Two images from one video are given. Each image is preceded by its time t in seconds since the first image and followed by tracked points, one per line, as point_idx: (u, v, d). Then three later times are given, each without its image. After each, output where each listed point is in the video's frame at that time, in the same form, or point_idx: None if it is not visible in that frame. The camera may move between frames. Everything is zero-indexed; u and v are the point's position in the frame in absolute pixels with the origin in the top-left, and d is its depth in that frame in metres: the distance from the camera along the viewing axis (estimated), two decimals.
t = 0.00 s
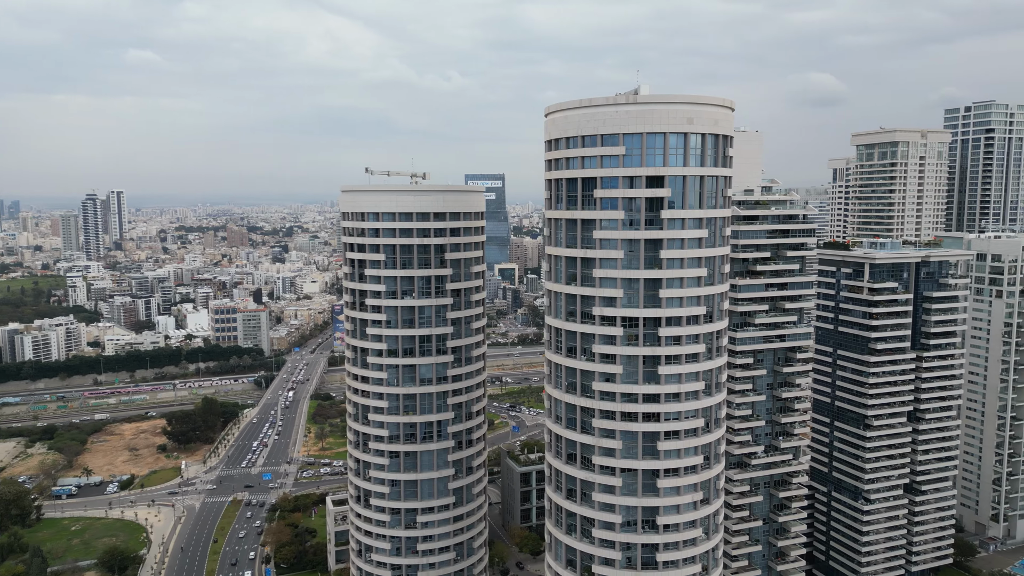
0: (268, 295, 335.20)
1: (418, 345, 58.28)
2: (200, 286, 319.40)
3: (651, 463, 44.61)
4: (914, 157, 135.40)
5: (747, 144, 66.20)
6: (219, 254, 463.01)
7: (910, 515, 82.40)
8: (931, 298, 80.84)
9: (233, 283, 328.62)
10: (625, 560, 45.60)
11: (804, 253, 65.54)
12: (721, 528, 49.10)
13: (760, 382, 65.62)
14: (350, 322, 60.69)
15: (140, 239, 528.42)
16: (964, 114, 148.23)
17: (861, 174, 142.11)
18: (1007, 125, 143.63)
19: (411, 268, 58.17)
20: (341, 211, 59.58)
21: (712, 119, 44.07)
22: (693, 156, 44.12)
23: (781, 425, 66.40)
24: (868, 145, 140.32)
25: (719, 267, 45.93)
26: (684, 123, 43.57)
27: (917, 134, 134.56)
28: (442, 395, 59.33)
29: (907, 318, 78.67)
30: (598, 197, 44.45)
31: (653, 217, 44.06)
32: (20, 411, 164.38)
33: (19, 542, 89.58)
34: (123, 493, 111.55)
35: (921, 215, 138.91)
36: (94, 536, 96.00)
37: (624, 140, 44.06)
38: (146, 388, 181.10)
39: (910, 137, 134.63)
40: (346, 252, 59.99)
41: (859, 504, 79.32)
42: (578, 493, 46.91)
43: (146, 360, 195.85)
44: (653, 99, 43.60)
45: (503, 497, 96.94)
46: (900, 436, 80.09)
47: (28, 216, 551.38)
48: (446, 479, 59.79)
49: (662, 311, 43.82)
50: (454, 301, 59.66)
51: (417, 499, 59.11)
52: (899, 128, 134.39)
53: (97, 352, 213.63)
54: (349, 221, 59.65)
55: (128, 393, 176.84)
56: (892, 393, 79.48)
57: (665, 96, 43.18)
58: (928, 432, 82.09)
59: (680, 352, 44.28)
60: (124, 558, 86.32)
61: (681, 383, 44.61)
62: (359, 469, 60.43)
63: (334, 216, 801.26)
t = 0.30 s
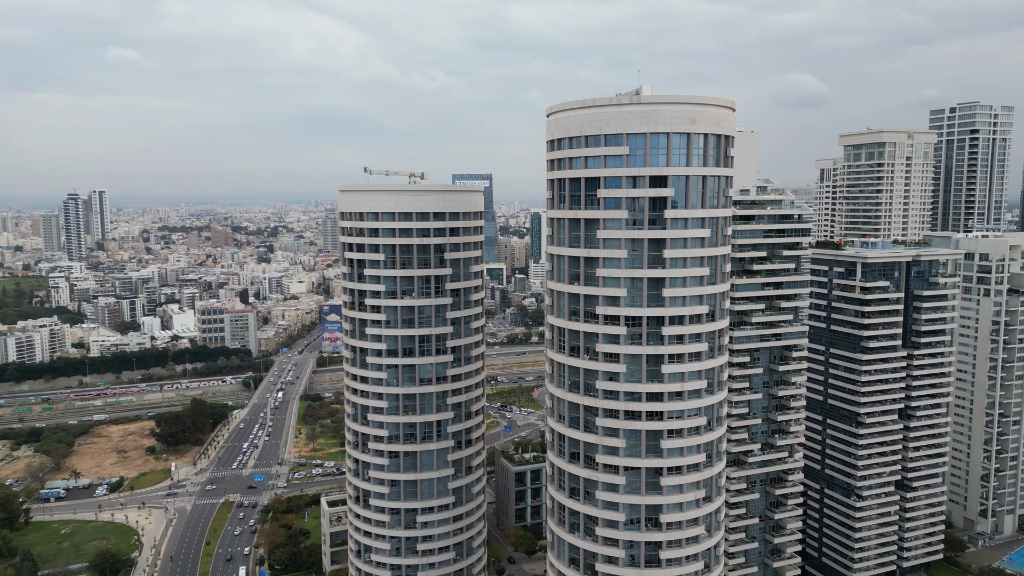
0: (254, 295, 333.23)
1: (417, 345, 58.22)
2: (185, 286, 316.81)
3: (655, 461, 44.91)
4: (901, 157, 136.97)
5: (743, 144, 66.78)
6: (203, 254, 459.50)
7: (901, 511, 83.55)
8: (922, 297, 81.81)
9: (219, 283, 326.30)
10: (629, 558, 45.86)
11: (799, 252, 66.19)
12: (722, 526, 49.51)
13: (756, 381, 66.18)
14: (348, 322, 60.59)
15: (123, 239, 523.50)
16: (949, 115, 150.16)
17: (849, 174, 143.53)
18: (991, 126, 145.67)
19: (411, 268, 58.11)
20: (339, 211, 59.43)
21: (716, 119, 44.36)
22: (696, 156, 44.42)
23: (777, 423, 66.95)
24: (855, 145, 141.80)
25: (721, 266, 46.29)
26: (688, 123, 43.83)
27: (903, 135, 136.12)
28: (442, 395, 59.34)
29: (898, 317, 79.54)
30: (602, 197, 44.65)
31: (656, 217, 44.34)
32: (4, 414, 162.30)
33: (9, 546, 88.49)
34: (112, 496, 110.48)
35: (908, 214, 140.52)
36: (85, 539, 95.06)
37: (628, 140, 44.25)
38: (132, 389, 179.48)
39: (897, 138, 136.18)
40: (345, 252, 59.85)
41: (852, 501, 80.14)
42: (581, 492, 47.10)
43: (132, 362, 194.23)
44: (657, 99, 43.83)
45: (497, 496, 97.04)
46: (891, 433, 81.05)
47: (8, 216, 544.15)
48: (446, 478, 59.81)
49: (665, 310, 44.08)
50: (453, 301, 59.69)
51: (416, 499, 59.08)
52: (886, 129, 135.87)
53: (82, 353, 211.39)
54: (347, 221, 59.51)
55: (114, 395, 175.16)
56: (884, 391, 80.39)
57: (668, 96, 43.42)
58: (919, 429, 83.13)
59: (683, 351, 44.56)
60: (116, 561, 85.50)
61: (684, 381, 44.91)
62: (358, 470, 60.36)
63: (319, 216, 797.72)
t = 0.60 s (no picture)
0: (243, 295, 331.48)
1: (420, 345, 58.20)
2: (174, 286, 314.68)
3: (661, 460, 45.12)
4: (892, 157, 138.16)
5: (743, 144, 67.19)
6: (191, 254, 456.40)
7: (896, 508, 84.42)
8: (916, 296, 82.62)
9: (209, 283, 324.12)
10: (635, 557, 46.04)
11: (797, 251, 66.74)
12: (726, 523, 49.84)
13: (756, 379, 66.55)
14: (350, 322, 60.48)
15: (110, 239, 519.18)
16: (938, 116, 151.64)
17: (840, 174, 144.60)
18: (980, 127, 147.17)
19: (414, 267, 58.01)
20: (340, 211, 59.26)
21: (722, 119, 44.63)
22: (702, 157, 44.70)
23: (776, 421, 67.32)
24: (847, 146, 142.91)
25: (726, 266, 46.60)
26: (694, 124, 44.07)
27: (894, 136, 137.34)
28: (445, 394, 59.36)
29: (893, 316, 80.20)
30: (608, 197, 44.88)
31: (662, 216, 44.60)
32: None
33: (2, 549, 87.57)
34: (105, 498, 109.57)
35: (899, 214, 141.78)
36: (78, 541, 94.29)
37: (634, 140, 44.47)
38: (122, 391, 178.04)
39: (888, 139, 137.38)
40: (347, 252, 59.70)
41: (848, 499, 80.77)
42: (587, 490, 47.29)
43: (122, 363, 192.49)
44: (664, 100, 44.04)
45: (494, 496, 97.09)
46: (887, 431, 81.78)
47: None
48: (448, 478, 59.79)
49: (671, 309, 44.32)
50: (456, 301, 59.71)
51: (418, 499, 59.07)
52: (877, 130, 137.01)
53: (70, 354, 209.43)
54: (349, 221, 59.34)
55: (104, 396, 173.67)
56: (879, 389, 81.07)
57: (675, 96, 43.65)
58: (913, 427, 83.98)
59: (689, 349, 44.82)
60: (111, 563, 84.85)
61: (690, 380, 45.20)
62: (360, 470, 60.27)
63: (308, 216, 794.64)
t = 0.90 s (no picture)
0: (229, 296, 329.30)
1: (420, 345, 58.15)
2: (159, 287, 311.93)
3: (664, 458, 45.41)
4: (879, 158, 139.58)
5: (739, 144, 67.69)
6: (175, 255, 452.49)
7: (888, 505, 85.39)
8: (908, 295, 83.51)
9: (194, 283, 321.33)
10: (638, 555, 46.34)
11: (793, 250, 67.36)
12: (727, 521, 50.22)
13: (752, 378, 66.98)
14: (349, 322, 60.31)
15: (93, 240, 513.82)
16: (924, 117, 153.41)
17: (828, 174, 145.90)
18: (965, 128, 149.04)
19: (414, 267, 57.96)
20: (340, 211, 59.06)
21: (724, 120, 44.98)
22: (705, 157, 45.02)
23: (772, 420, 67.80)
24: (835, 147, 144.23)
25: (727, 266, 46.94)
26: (697, 124, 44.37)
27: (881, 136, 138.85)
28: (445, 394, 59.34)
29: (885, 314, 80.94)
30: (612, 197, 45.07)
31: (666, 216, 44.85)
32: None
33: None
34: (95, 501, 108.44)
35: (886, 214, 143.22)
36: (68, 545, 93.26)
37: (638, 140, 44.72)
38: (109, 392, 176.27)
39: (876, 139, 138.86)
40: (346, 252, 59.53)
41: (841, 496, 81.54)
42: (590, 489, 47.50)
43: (108, 364, 190.37)
44: (667, 100, 44.32)
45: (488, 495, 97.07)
46: (878, 428, 82.60)
47: None
48: (448, 478, 59.79)
49: (675, 309, 44.60)
50: (455, 301, 59.71)
51: (419, 499, 58.99)
52: (865, 130, 138.47)
53: (54, 356, 206.98)
54: (349, 220, 59.19)
55: (90, 399, 171.81)
56: (871, 387, 81.86)
57: (678, 97, 43.94)
58: (904, 424, 84.95)
59: (692, 348, 45.15)
60: (103, 567, 84.02)
61: (693, 379, 45.52)
62: (359, 470, 60.14)
63: (293, 216, 790.36)
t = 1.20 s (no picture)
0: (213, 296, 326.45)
1: (418, 345, 58.08)
2: (141, 288, 308.74)
3: (665, 456, 45.72)
4: (864, 158, 141.12)
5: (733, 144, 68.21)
6: (157, 255, 447.97)
7: (877, 501, 86.39)
8: (896, 294, 84.54)
9: (177, 284, 318.20)
10: (639, 552, 46.70)
11: (785, 250, 68.06)
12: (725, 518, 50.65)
13: (746, 376, 67.59)
14: (346, 323, 60.11)
15: (72, 240, 507.19)
16: (907, 117, 155.41)
17: (814, 175, 147.24)
18: (947, 129, 151.13)
19: (411, 267, 57.93)
20: (337, 211, 58.83)
21: (725, 120, 45.37)
22: (705, 157, 45.43)
23: (766, 417, 68.49)
24: (820, 147, 145.59)
25: (727, 265, 47.33)
26: (699, 125, 44.72)
27: (866, 137, 140.49)
28: (443, 394, 59.30)
29: (874, 313, 81.82)
30: (613, 197, 45.34)
31: (667, 216, 45.20)
32: None
33: None
34: (81, 504, 107.13)
35: (871, 213, 144.74)
36: (56, 549, 92.15)
37: (639, 141, 45.00)
38: (92, 395, 174.16)
39: (861, 140, 140.43)
40: (343, 252, 59.31)
41: (831, 492, 82.42)
42: (591, 488, 47.72)
43: (91, 366, 187.90)
44: (669, 101, 44.63)
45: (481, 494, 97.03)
46: (868, 426, 83.49)
47: None
48: (446, 478, 59.77)
49: (676, 308, 44.95)
50: (453, 300, 59.68)
51: (417, 499, 58.87)
52: (850, 131, 140.00)
53: (36, 358, 204.15)
54: (346, 220, 58.99)
55: (73, 401, 169.61)
56: (861, 385, 82.80)
57: (680, 98, 44.25)
58: (893, 421, 86.05)
59: (693, 347, 45.50)
60: (92, 571, 83.06)
61: (694, 377, 45.83)
62: (357, 470, 59.98)
63: (276, 216, 784.71)
